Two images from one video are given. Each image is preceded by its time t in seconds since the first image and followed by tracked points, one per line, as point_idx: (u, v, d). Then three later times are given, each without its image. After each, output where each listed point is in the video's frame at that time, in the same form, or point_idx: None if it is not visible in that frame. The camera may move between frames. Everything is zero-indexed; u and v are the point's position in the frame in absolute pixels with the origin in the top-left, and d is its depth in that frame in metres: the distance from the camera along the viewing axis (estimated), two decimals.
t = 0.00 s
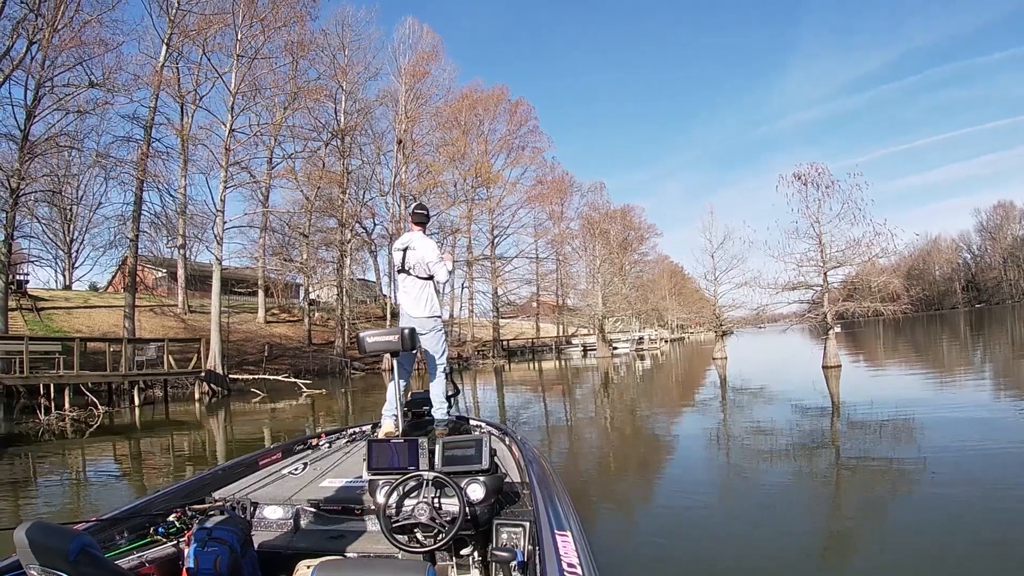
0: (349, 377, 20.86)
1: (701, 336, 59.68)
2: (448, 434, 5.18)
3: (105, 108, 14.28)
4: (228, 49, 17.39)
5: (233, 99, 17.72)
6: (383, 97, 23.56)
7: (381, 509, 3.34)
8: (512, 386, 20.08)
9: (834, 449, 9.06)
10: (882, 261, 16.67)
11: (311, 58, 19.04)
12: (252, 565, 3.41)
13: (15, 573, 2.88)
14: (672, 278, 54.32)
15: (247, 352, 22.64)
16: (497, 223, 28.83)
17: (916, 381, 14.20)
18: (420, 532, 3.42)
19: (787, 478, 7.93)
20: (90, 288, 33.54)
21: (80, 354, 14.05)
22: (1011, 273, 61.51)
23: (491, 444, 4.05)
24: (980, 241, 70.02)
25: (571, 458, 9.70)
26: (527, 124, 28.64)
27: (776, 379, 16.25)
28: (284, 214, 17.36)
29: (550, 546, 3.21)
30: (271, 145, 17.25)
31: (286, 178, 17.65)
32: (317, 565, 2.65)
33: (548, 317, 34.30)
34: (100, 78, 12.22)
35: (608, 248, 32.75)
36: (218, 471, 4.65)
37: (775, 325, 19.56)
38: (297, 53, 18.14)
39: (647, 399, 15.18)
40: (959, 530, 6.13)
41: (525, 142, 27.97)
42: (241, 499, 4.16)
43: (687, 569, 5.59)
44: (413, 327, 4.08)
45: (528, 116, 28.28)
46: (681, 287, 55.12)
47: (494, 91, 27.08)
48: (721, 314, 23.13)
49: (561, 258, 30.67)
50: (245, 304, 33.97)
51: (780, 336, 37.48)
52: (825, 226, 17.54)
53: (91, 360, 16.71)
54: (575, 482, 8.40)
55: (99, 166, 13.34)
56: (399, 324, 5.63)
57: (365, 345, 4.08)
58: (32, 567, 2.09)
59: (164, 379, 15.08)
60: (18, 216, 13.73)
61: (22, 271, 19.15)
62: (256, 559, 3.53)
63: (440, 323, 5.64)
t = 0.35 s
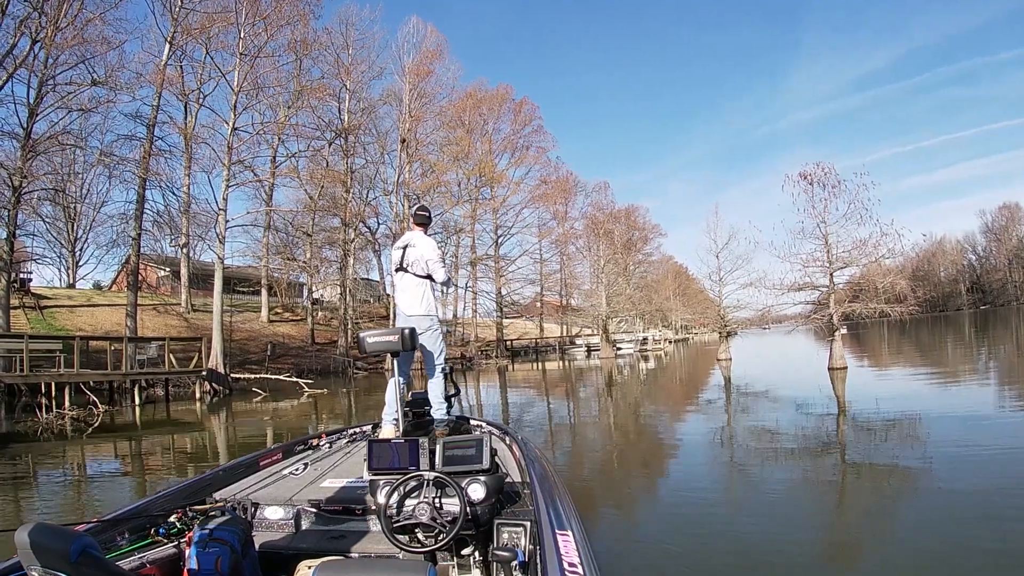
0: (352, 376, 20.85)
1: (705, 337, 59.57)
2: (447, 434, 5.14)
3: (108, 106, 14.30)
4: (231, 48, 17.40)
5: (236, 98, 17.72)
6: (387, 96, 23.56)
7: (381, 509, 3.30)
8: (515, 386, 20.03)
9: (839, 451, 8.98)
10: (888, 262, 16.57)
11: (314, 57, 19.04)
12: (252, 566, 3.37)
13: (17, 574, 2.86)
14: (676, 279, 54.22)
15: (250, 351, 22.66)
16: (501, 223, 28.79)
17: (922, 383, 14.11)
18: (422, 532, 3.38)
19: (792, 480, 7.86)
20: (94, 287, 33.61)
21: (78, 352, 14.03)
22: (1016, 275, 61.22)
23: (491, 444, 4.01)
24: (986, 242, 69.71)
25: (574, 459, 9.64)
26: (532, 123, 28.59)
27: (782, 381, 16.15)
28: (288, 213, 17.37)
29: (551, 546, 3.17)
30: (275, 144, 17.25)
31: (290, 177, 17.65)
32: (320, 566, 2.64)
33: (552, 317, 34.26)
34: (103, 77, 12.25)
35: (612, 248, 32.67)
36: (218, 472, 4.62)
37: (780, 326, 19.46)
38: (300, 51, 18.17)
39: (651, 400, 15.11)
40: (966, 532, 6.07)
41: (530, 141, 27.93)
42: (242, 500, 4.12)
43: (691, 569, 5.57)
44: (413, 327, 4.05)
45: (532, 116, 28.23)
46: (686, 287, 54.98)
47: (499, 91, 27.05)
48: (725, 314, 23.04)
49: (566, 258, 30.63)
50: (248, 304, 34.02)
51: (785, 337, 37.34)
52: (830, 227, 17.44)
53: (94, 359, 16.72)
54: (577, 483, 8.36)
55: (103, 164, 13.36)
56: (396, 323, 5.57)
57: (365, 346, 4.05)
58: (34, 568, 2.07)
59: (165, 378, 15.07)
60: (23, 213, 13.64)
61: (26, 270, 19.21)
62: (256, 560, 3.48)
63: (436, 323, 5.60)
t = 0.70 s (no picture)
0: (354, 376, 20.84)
1: (708, 338, 59.45)
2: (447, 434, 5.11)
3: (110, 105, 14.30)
4: (234, 46, 17.39)
5: (238, 97, 17.73)
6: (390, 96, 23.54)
7: (381, 509, 3.27)
8: (518, 387, 19.97)
9: (843, 453, 8.91)
10: (894, 262, 16.47)
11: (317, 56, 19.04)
12: (252, 565, 3.34)
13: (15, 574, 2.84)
14: (680, 279, 54.10)
15: (252, 350, 22.66)
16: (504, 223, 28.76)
17: (927, 384, 14.02)
18: (421, 532, 3.34)
19: (797, 482, 7.80)
20: (97, 286, 33.66)
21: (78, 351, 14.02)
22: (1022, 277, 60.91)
23: (491, 444, 3.98)
24: (991, 243, 69.49)
25: (577, 460, 9.58)
26: (535, 123, 28.56)
27: (786, 382, 16.08)
28: (291, 212, 17.37)
29: (552, 547, 3.14)
30: (278, 143, 17.25)
31: (293, 176, 17.64)
32: (318, 565, 2.61)
33: (555, 317, 34.22)
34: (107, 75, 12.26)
35: (616, 248, 32.59)
36: (217, 472, 4.59)
37: (784, 327, 19.36)
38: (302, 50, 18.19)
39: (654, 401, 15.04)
40: (972, 533, 6.03)
41: (533, 141, 27.90)
42: (242, 500, 4.09)
43: (694, 569, 5.56)
44: (413, 327, 4.01)
45: (536, 115, 28.19)
46: (689, 287, 54.85)
47: (502, 91, 27.02)
48: (729, 315, 22.95)
49: (569, 258, 30.58)
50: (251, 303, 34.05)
51: (789, 338, 37.20)
52: (836, 227, 17.33)
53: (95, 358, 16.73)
54: (579, 484, 8.31)
55: (106, 163, 13.36)
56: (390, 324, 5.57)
57: (365, 345, 4.02)
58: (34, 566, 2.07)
59: (166, 378, 15.07)
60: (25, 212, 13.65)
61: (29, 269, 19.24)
62: (256, 559, 3.45)
63: (431, 322, 5.58)
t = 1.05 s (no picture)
0: (357, 376, 20.83)
1: (712, 338, 59.35)
2: (447, 434, 5.08)
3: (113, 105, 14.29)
4: (236, 45, 17.38)
5: (240, 96, 17.72)
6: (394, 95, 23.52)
7: (380, 509, 3.22)
8: (521, 387, 19.91)
9: (849, 454, 8.81)
10: (901, 261, 16.36)
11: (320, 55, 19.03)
12: (252, 565, 3.29)
13: (13, 572, 2.83)
14: (684, 279, 53.99)
15: (255, 350, 22.67)
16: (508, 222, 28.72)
17: (933, 384, 13.92)
18: (420, 532, 3.30)
19: (802, 483, 7.72)
20: (100, 286, 33.73)
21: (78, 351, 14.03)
22: None
23: (491, 444, 3.94)
24: (998, 243, 69.07)
25: (581, 460, 9.54)
26: (539, 122, 28.51)
27: (791, 383, 15.99)
28: (295, 211, 17.36)
29: (551, 548, 3.12)
30: (281, 143, 17.25)
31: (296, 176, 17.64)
32: (316, 565, 2.59)
33: (559, 317, 34.15)
34: (109, 74, 12.26)
35: (620, 248, 32.50)
36: (216, 471, 4.57)
37: (789, 327, 19.26)
38: (305, 50, 18.18)
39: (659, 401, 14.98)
40: (980, 535, 5.96)
41: (537, 141, 27.86)
42: (240, 498, 4.07)
43: (697, 569, 5.54)
44: (413, 327, 3.98)
45: (539, 115, 28.14)
46: (693, 287, 54.74)
47: (506, 90, 26.97)
48: (733, 314, 22.84)
49: (573, 258, 30.52)
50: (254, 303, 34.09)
51: (794, 339, 37.05)
52: (841, 226, 17.20)
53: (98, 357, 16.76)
54: (582, 484, 8.25)
55: (109, 162, 13.38)
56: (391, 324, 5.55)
57: (365, 345, 3.99)
58: (32, 565, 2.11)
59: (168, 377, 15.07)
60: (26, 210, 13.74)
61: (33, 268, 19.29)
62: (255, 559, 3.42)
63: (433, 322, 5.54)
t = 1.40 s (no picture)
0: (361, 376, 20.84)
1: (716, 336, 59.28)
2: (446, 434, 5.06)
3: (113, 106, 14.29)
4: (236, 46, 17.38)
5: (241, 97, 17.72)
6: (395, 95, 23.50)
7: (379, 509, 3.21)
8: (525, 386, 19.89)
9: (854, 453, 8.74)
10: (906, 257, 16.27)
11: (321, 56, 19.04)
12: (250, 564, 3.28)
13: (12, 569, 2.83)
14: (688, 278, 53.91)
15: (258, 351, 22.70)
16: (511, 221, 28.68)
17: (939, 382, 13.83)
18: (419, 532, 3.28)
19: (807, 482, 7.66)
20: (104, 288, 33.79)
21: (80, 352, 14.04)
22: None
23: (490, 444, 3.92)
24: (1002, 239, 68.83)
25: (585, 459, 9.49)
26: (542, 121, 28.47)
27: (796, 381, 15.92)
28: (297, 212, 17.37)
29: (549, 548, 3.12)
30: (282, 143, 17.25)
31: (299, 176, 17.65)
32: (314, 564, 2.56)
33: (562, 316, 34.11)
34: (110, 76, 12.27)
35: (623, 246, 32.46)
36: (215, 469, 4.56)
37: (793, 324, 19.18)
38: (306, 49, 18.17)
39: (663, 400, 14.93)
40: (988, 533, 5.89)
41: (540, 140, 27.82)
42: (239, 497, 4.05)
43: (701, 569, 5.49)
44: (412, 327, 3.97)
45: (541, 114, 28.10)
46: (697, 286, 54.66)
47: (508, 89, 26.95)
48: (737, 313, 22.78)
49: (576, 257, 30.48)
50: (258, 304, 34.14)
51: (798, 337, 36.94)
52: (846, 222, 17.11)
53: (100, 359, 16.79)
54: (585, 484, 8.20)
55: (111, 164, 13.39)
56: (394, 323, 5.52)
57: (365, 345, 3.97)
58: (30, 562, 2.09)
59: (170, 378, 15.09)
60: (28, 212, 13.81)
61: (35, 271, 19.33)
62: (254, 557, 3.40)
63: (436, 321, 5.50)
